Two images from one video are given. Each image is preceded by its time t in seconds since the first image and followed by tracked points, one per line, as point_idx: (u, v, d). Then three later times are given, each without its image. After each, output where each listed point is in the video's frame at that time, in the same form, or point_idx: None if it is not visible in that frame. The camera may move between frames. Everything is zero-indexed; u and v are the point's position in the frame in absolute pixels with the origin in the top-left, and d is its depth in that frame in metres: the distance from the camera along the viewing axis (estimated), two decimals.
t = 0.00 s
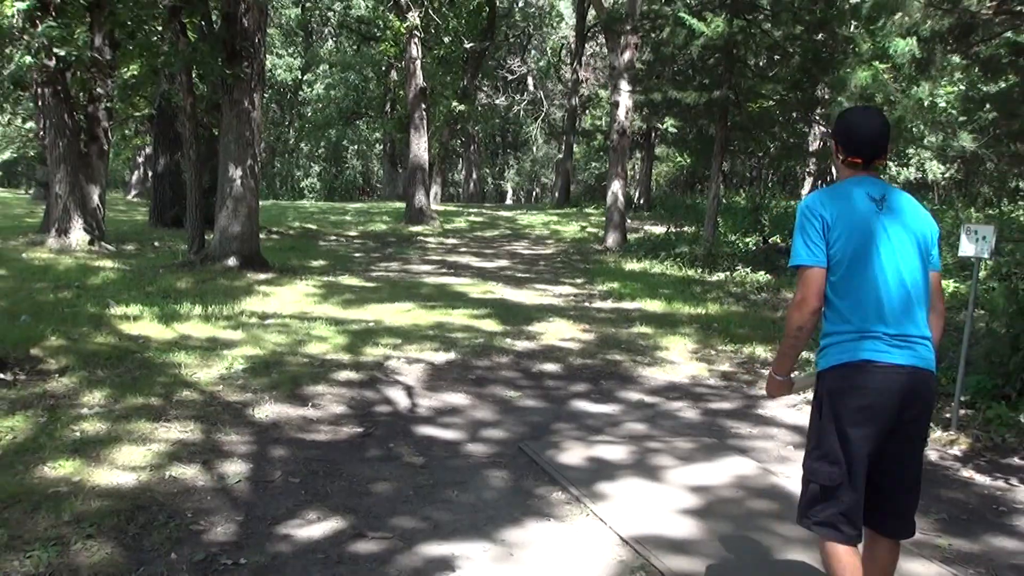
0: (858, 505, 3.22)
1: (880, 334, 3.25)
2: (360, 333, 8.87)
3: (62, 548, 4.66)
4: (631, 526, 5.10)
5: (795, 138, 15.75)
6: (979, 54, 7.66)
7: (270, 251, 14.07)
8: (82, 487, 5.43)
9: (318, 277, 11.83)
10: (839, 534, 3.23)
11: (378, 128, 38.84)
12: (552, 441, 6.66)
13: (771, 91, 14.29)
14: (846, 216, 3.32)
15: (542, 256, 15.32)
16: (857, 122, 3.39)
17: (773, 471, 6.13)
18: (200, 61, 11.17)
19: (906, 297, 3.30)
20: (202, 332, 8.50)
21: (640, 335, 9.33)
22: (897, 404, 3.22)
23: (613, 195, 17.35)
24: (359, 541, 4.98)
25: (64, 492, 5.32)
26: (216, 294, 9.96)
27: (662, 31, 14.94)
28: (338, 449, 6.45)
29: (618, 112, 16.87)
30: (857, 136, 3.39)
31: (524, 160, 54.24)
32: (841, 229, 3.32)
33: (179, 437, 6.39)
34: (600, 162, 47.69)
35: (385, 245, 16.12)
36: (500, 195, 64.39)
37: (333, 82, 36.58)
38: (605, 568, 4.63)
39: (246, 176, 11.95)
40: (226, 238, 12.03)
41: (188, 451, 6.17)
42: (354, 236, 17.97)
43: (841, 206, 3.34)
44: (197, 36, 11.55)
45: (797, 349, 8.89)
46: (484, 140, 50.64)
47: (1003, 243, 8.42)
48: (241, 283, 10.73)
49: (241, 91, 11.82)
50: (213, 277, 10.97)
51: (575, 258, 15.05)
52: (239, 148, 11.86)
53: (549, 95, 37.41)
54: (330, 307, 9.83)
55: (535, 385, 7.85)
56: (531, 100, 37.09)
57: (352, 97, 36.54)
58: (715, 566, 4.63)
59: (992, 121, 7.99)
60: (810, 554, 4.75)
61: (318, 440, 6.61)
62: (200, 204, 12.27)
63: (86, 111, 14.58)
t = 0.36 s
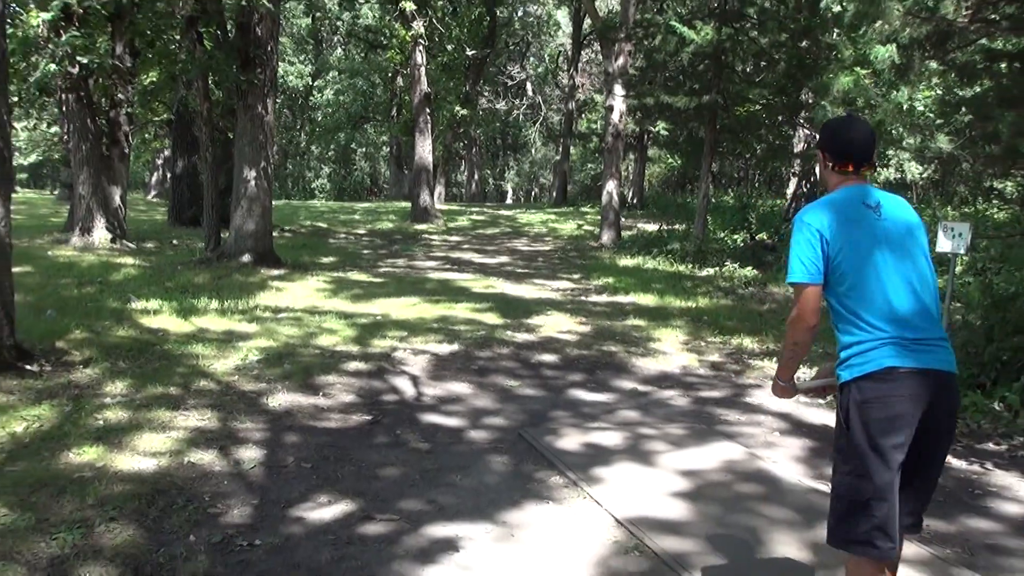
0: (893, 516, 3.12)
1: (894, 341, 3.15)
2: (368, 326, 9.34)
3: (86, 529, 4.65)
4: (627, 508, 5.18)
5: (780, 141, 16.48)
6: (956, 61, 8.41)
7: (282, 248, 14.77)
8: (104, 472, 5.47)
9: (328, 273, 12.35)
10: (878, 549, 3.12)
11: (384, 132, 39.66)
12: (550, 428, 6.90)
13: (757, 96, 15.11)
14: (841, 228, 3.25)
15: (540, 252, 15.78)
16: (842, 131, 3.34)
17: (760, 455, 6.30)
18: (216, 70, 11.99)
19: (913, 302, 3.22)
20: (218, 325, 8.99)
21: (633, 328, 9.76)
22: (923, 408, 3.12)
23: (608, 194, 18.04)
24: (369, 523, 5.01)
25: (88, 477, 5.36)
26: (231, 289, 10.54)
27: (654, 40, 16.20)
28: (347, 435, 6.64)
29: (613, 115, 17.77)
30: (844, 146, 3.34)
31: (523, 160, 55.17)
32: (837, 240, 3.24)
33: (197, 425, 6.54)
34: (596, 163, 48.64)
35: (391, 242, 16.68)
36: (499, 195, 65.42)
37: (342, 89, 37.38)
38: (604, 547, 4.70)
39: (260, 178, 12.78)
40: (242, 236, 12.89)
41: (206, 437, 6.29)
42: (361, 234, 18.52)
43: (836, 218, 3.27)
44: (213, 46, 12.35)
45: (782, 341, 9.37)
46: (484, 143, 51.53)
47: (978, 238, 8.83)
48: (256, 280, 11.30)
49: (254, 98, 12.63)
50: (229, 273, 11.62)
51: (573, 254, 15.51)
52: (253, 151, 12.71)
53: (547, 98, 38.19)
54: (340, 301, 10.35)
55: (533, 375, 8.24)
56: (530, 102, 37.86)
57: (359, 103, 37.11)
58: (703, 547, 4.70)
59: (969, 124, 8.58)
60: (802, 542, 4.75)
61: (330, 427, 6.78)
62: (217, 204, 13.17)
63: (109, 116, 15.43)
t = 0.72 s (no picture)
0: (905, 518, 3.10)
1: (920, 343, 3.13)
2: (374, 321, 9.57)
3: (99, 518, 4.83)
4: (624, 500, 5.38)
5: (777, 142, 16.73)
6: (946, 63, 8.74)
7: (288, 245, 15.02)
8: (117, 462, 5.66)
9: (334, 269, 12.57)
10: (886, 548, 3.11)
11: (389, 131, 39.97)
12: (550, 421, 7.10)
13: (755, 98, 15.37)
14: (867, 227, 3.22)
15: (541, 250, 16.00)
16: (861, 129, 3.30)
17: (754, 448, 6.50)
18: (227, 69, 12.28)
19: (938, 302, 3.19)
20: (227, 319, 9.23)
21: (631, 323, 9.98)
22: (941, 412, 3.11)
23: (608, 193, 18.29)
24: (372, 513, 5.19)
25: (101, 467, 5.55)
26: (239, 285, 10.77)
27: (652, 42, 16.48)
28: (353, 427, 6.83)
29: (613, 116, 18.05)
30: (865, 144, 3.30)
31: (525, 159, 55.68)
32: (863, 238, 3.21)
33: (206, 416, 6.74)
34: (595, 162, 48.97)
35: (395, 240, 16.93)
36: (502, 193, 65.76)
37: (348, 89, 37.68)
38: (600, 536, 4.89)
39: (268, 175, 13.06)
40: (250, 233, 13.15)
41: (215, 428, 6.49)
42: (365, 231, 18.76)
43: (861, 216, 3.24)
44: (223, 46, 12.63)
45: (777, 336, 9.59)
46: (487, 142, 51.86)
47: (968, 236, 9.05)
48: (264, 275, 11.54)
49: (264, 97, 12.93)
50: (237, 269, 11.84)
51: (574, 252, 15.74)
52: (262, 149, 13.00)
53: (549, 97, 38.47)
54: (346, 297, 10.58)
55: (534, 369, 8.45)
56: (532, 101, 38.13)
57: (365, 103, 37.50)
58: (699, 536, 4.87)
59: (958, 125, 8.98)
60: (795, 532, 4.92)
61: (335, 419, 6.98)
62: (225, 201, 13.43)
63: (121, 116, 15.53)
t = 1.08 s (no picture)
0: (924, 522, 3.10)
1: (954, 347, 3.12)
2: (376, 318, 9.58)
3: (101, 514, 4.83)
4: (626, 497, 5.38)
5: (779, 140, 16.71)
6: (950, 62, 8.77)
7: (290, 241, 15.03)
8: (120, 458, 5.67)
9: (336, 266, 12.57)
10: (903, 550, 3.12)
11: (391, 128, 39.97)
12: (553, 418, 7.10)
13: (758, 95, 15.35)
14: (910, 222, 3.17)
15: (543, 247, 16.00)
16: (912, 126, 3.29)
17: (756, 446, 6.50)
18: (229, 66, 12.27)
19: (972, 307, 3.18)
20: (229, 316, 9.24)
21: (634, 321, 9.98)
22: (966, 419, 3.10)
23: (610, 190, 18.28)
24: (375, 510, 5.19)
25: (104, 463, 5.56)
26: (242, 281, 10.77)
27: (655, 40, 16.52)
28: (355, 423, 6.83)
29: (615, 113, 18.06)
30: (913, 142, 3.29)
31: (527, 156, 55.67)
32: (908, 235, 3.16)
33: (209, 412, 6.74)
34: (598, 160, 48.95)
35: (398, 236, 16.93)
36: (504, 190, 65.77)
37: (350, 85, 37.67)
38: (602, 533, 4.89)
39: (270, 171, 13.07)
40: (252, 229, 13.15)
41: (218, 425, 6.49)
42: (367, 227, 18.77)
43: (908, 212, 3.19)
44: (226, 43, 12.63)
45: (780, 334, 9.59)
46: (489, 139, 51.85)
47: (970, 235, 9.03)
48: (266, 271, 11.54)
49: (267, 93, 12.92)
50: (239, 265, 11.84)
51: (575, 249, 15.74)
52: (264, 146, 13.01)
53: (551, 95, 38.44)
54: (348, 293, 10.59)
55: (537, 366, 8.45)
56: (534, 98, 38.11)
57: (367, 100, 37.53)
58: (701, 534, 4.87)
59: (962, 123, 9.02)
60: (797, 531, 4.91)
61: (338, 415, 6.99)
62: (227, 197, 13.43)
63: (123, 111, 15.57)
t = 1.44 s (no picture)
0: (934, 524, 3.10)
1: (957, 345, 3.11)
2: (379, 316, 9.57)
3: (104, 513, 4.83)
4: (628, 495, 5.37)
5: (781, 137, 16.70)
6: (952, 59, 8.78)
7: (293, 240, 15.03)
8: (122, 457, 5.67)
9: (338, 264, 12.57)
10: (915, 553, 3.11)
11: (393, 127, 39.96)
12: (556, 416, 7.09)
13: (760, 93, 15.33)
14: (915, 217, 3.14)
15: (545, 245, 15.99)
16: (918, 118, 3.24)
17: (760, 444, 6.49)
18: (232, 65, 12.26)
19: (975, 303, 3.17)
20: (232, 315, 9.23)
21: (636, 319, 9.97)
22: (972, 417, 3.09)
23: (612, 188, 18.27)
24: (377, 509, 5.19)
25: (106, 462, 5.55)
26: (244, 280, 10.77)
27: (657, 38, 16.52)
28: (358, 422, 6.82)
29: (617, 111, 18.04)
30: (919, 136, 3.24)
31: (529, 154, 55.69)
32: (913, 231, 3.13)
33: (211, 411, 6.74)
34: (599, 158, 48.95)
35: (400, 235, 16.93)
36: (506, 189, 65.80)
37: (352, 84, 37.70)
38: (605, 532, 4.88)
39: (272, 170, 13.07)
40: (254, 228, 13.15)
41: (220, 424, 6.49)
42: (369, 226, 18.77)
43: (912, 207, 3.15)
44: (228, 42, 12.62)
45: (782, 332, 9.58)
46: (491, 138, 51.87)
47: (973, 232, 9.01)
48: (268, 270, 11.54)
49: (269, 92, 12.92)
50: (241, 264, 11.84)
51: (577, 247, 15.74)
52: (266, 144, 13.01)
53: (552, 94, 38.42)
54: (350, 292, 10.59)
55: (539, 365, 8.45)
56: (536, 97, 38.12)
57: (369, 98, 37.56)
58: (704, 532, 4.87)
59: (964, 120, 9.03)
60: (800, 529, 4.91)
61: (340, 414, 6.98)
62: (229, 196, 13.43)
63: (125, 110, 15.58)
